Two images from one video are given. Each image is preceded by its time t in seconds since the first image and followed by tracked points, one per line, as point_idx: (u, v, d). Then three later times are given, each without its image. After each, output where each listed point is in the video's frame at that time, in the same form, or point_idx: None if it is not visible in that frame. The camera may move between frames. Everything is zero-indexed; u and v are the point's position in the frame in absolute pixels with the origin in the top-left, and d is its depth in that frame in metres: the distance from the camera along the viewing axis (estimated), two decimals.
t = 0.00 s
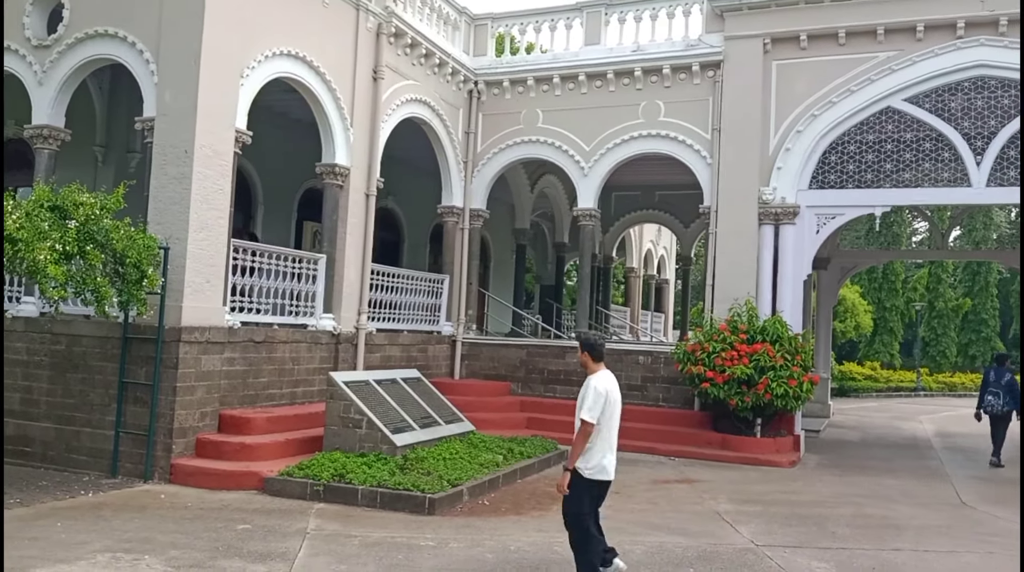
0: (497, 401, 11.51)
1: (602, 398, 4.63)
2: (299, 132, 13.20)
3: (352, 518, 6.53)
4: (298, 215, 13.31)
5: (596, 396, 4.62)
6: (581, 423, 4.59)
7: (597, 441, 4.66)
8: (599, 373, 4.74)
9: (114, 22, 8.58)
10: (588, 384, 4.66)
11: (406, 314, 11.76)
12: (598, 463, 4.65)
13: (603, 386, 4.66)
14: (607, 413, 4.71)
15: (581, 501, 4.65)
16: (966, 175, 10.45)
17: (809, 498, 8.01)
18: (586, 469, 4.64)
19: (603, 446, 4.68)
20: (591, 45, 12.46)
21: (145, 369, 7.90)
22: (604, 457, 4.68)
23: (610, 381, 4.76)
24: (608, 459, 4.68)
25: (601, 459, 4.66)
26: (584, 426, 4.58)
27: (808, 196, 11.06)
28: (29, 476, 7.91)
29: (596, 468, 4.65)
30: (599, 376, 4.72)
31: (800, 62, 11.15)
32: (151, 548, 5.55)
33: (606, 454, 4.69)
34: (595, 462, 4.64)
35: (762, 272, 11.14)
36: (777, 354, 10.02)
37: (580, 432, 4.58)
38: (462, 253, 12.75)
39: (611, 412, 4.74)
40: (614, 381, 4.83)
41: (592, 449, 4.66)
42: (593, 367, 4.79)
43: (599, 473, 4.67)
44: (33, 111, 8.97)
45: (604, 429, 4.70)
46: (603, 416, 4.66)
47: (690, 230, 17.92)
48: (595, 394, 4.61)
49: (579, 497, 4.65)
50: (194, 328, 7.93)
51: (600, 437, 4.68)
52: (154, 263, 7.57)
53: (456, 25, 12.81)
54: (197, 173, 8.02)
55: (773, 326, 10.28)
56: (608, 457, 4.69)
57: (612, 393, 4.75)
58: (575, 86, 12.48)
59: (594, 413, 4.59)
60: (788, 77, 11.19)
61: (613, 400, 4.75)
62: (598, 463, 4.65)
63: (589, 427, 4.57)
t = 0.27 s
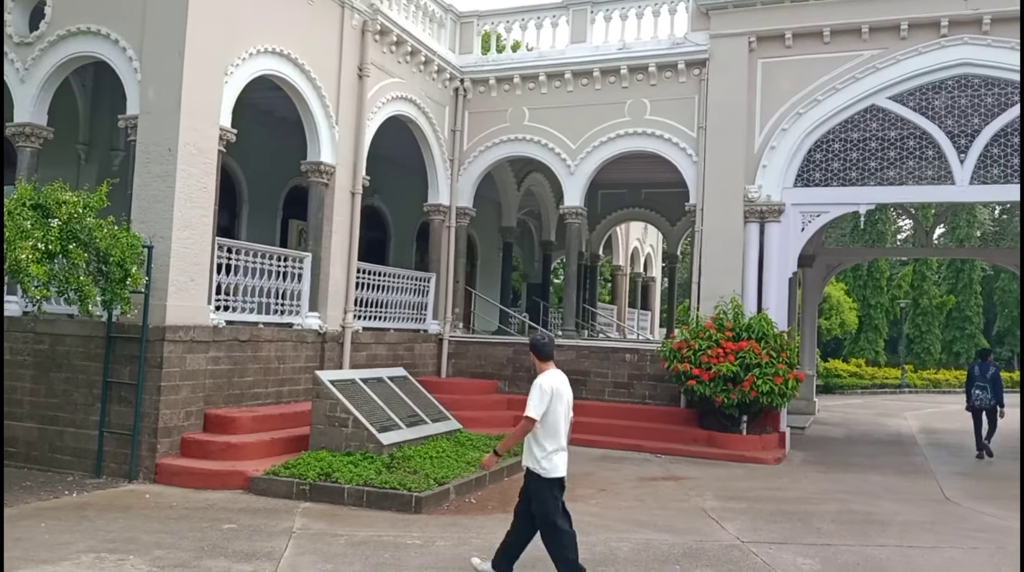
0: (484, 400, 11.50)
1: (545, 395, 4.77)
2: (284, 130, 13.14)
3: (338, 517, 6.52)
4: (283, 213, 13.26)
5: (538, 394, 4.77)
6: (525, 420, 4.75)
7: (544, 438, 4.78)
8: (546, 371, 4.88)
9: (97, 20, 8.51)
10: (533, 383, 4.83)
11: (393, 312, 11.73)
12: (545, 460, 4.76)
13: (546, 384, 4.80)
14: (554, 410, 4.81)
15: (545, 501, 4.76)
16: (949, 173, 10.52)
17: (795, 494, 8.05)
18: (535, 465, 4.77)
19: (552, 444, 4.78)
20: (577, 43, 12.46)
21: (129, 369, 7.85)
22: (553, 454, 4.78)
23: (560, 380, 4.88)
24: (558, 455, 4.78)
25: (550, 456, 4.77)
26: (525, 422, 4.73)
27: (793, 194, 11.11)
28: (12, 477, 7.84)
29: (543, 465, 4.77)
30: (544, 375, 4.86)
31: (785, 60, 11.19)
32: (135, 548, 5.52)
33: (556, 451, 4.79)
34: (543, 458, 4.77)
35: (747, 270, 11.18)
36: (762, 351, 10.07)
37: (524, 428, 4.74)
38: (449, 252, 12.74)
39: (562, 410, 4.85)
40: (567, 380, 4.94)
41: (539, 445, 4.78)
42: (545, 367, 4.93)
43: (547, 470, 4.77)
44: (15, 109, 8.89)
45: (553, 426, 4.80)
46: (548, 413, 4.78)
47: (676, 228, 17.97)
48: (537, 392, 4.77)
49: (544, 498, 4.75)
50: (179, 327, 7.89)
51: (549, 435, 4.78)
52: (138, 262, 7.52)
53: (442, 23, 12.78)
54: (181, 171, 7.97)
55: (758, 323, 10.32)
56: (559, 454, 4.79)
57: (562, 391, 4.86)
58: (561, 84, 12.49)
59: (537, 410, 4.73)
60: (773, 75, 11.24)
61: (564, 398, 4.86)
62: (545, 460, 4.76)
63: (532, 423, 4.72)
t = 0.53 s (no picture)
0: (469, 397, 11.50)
1: (499, 392, 4.80)
2: (268, 126, 13.05)
3: (322, 516, 6.50)
4: (267, 210, 13.20)
5: (492, 390, 4.79)
6: (479, 416, 4.75)
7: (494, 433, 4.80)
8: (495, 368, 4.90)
9: (78, 15, 8.43)
10: (483, 378, 4.82)
11: (378, 310, 11.70)
12: (493, 456, 4.80)
13: (500, 381, 4.82)
14: (505, 407, 4.85)
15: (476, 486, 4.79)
16: (931, 172, 10.59)
17: (778, 490, 8.10)
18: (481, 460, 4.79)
19: (497, 440, 4.81)
20: (563, 41, 12.46)
21: (111, 367, 7.79)
22: (502, 450, 4.83)
23: (509, 377, 4.94)
24: (503, 450, 4.83)
25: (495, 451, 4.80)
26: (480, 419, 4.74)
27: (776, 192, 11.16)
28: None
29: (492, 462, 4.80)
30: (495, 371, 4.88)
31: (769, 58, 11.24)
32: (117, 548, 5.48)
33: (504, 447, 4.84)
34: (489, 453, 4.79)
35: (731, 267, 11.23)
36: (746, 348, 10.12)
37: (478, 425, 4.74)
38: (434, 249, 12.72)
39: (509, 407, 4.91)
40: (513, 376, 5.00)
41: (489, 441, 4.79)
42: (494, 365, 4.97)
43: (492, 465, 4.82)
44: None
45: (504, 423, 4.85)
46: (500, 410, 4.81)
47: (661, 226, 18.03)
48: (492, 389, 4.79)
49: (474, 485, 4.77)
50: (161, 325, 7.84)
51: (498, 431, 4.82)
52: (120, 259, 7.46)
53: (427, 20, 12.75)
54: (163, 168, 7.91)
55: (742, 320, 10.37)
56: (502, 449, 4.84)
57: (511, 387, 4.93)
58: (547, 82, 12.49)
59: (491, 406, 4.76)
60: (757, 74, 11.28)
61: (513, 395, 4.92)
62: (493, 456, 4.80)
63: (484, 419, 4.73)
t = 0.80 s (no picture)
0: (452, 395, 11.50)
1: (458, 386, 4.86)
2: (250, 124, 12.98)
3: (305, 515, 6.48)
4: (249, 208, 13.13)
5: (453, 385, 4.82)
6: (444, 413, 4.75)
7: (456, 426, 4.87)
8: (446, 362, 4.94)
9: (57, 11, 8.35)
10: (437, 375, 4.81)
11: (361, 308, 11.68)
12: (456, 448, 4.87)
13: (458, 375, 4.89)
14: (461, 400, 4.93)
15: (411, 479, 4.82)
16: (911, 170, 10.69)
17: (759, 487, 8.16)
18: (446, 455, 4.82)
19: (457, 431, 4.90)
20: (545, 39, 12.48)
21: (90, 366, 7.73)
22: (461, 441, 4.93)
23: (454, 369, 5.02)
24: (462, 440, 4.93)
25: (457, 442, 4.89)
26: (450, 414, 4.76)
27: (757, 190, 11.24)
28: None
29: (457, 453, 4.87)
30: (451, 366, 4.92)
31: (751, 57, 11.30)
32: (97, 548, 5.44)
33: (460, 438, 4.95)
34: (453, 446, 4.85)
35: (713, 265, 11.29)
36: (727, 346, 10.19)
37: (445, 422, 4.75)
38: (417, 247, 12.71)
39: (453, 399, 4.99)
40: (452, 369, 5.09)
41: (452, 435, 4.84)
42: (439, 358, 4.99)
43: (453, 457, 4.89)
44: None
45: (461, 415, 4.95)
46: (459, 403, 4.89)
47: (644, 224, 18.09)
48: (453, 384, 4.83)
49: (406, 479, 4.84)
50: (142, 324, 7.79)
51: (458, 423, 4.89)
52: (99, 258, 7.40)
53: (409, 17, 12.72)
54: (143, 166, 7.86)
55: (724, 318, 10.42)
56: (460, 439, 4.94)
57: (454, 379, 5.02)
58: (529, 79, 12.50)
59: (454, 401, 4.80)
60: (739, 72, 11.35)
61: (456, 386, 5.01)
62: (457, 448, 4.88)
63: (450, 415, 4.76)
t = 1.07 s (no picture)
0: (434, 395, 11.49)
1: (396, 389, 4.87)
2: (231, 121, 12.90)
3: (284, 515, 6.44)
4: (229, 206, 13.04)
5: (389, 388, 4.83)
6: (377, 416, 4.78)
7: (395, 429, 4.88)
8: (389, 364, 4.96)
9: (36, 7, 8.27)
10: (374, 377, 4.85)
11: (342, 307, 11.63)
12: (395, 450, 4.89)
13: (398, 378, 4.90)
14: (402, 403, 4.92)
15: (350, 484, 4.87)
16: (890, 171, 10.78)
17: (739, 485, 8.21)
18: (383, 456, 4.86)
19: (396, 434, 4.90)
20: (528, 38, 12.49)
21: (69, 365, 7.65)
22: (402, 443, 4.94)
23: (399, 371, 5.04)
24: (402, 443, 4.93)
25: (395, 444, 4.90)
26: (382, 417, 4.78)
27: (738, 190, 11.30)
28: None
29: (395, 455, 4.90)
30: (391, 368, 4.94)
31: (732, 58, 11.36)
32: (74, 548, 5.39)
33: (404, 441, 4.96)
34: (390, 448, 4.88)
35: (695, 265, 11.34)
36: (708, 345, 10.24)
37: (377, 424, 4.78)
38: (399, 246, 12.68)
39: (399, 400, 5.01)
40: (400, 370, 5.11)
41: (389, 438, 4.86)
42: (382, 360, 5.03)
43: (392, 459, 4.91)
44: None
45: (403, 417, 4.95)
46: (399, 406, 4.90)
47: (626, 224, 18.15)
48: (389, 387, 4.84)
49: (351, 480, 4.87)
50: (120, 323, 7.72)
51: (396, 425, 4.89)
52: (78, 256, 7.33)
53: (392, 15, 12.69)
54: (123, 163, 7.79)
55: (705, 317, 10.47)
56: (401, 441, 4.94)
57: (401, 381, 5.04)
58: (512, 79, 12.51)
59: (386, 405, 4.80)
60: (720, 73, 11.40)
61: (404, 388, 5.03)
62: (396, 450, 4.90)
63: (381, 419, 4.78)
